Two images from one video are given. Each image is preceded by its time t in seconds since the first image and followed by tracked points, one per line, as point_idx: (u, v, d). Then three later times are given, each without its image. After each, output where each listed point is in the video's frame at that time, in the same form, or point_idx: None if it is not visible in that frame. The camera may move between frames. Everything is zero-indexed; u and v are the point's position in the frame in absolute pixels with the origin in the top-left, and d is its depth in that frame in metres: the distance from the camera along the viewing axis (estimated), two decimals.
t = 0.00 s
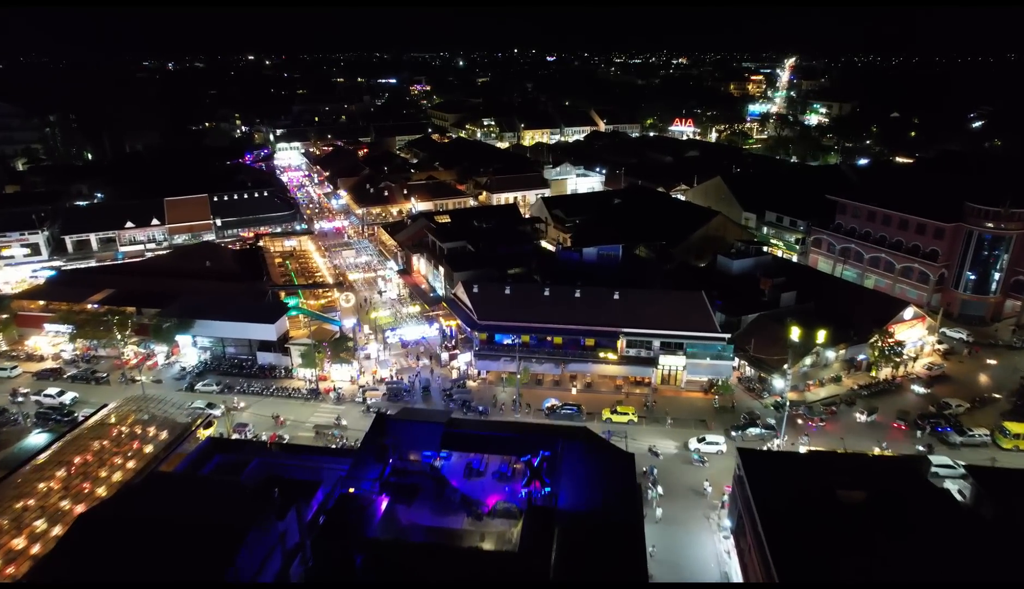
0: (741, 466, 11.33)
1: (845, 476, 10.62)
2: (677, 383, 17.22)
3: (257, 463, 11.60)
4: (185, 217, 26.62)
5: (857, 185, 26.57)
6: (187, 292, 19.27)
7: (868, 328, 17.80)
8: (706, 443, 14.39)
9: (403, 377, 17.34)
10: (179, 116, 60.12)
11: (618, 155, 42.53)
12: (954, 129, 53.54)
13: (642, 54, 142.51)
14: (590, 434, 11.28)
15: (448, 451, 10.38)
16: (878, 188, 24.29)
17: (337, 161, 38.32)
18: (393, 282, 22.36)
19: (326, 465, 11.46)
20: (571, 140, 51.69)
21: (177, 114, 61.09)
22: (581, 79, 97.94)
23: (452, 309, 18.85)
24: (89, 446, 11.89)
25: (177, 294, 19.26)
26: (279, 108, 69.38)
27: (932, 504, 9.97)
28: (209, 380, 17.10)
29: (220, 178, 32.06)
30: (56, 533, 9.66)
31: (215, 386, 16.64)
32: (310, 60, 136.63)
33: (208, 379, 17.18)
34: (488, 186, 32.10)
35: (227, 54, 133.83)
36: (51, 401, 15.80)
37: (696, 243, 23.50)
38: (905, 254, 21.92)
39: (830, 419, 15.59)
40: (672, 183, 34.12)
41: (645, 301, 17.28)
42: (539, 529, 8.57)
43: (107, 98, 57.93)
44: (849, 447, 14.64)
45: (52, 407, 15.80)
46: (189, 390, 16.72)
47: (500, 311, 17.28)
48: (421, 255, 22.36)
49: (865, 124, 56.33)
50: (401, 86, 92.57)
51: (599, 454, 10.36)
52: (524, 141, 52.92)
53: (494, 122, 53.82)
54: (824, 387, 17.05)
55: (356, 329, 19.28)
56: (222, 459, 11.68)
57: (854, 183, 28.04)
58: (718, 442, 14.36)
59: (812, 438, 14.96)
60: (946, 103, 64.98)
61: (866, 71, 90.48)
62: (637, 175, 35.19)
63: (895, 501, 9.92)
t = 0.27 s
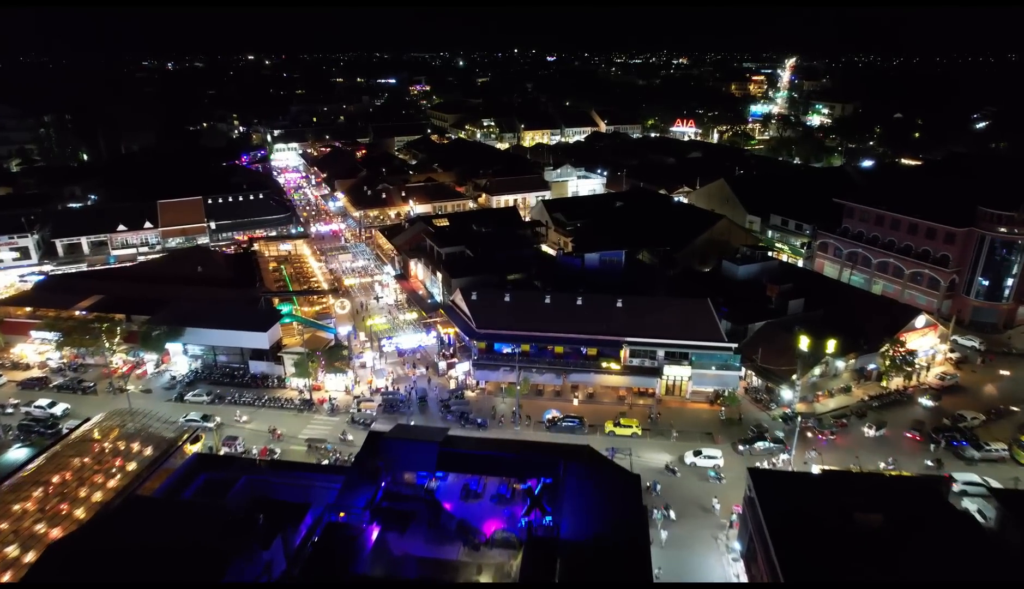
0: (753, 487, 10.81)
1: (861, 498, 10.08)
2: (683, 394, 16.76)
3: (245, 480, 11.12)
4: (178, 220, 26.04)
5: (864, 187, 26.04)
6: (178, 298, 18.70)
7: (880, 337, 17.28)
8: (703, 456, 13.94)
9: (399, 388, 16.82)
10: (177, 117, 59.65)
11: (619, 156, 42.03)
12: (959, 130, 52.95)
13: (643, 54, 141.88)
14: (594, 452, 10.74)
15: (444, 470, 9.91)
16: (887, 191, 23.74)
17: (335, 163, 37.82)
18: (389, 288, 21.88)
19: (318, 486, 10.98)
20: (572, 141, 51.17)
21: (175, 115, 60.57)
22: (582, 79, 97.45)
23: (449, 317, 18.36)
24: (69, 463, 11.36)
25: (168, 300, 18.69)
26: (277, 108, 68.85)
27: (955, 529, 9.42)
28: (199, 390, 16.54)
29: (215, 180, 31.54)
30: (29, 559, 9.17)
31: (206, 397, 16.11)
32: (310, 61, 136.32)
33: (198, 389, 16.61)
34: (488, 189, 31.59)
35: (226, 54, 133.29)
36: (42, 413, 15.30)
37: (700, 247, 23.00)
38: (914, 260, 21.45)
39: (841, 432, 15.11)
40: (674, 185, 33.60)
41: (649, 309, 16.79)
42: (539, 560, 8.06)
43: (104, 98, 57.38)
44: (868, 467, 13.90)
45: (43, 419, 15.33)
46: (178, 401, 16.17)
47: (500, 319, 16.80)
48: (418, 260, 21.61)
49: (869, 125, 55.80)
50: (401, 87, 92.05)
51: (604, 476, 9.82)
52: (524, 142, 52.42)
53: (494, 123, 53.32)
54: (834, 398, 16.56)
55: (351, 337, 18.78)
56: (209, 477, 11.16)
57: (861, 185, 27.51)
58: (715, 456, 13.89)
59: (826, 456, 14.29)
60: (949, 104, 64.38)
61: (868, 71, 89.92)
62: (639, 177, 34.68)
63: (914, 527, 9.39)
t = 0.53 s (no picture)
0: (765, 514, 10.26)
1: (881, 528, 9.49)
2: (690, 409, 16.30)
3: (231, 497, 10.49)
4: (175, 220, 25.53)
5: (876, 194, 25.39)
6: (170, 301, 18.16)
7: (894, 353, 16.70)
8: (697, 475, 13.40)
9: (396, 398, 16.27)
10: (180, 114, 59.28)
11: (625, 159, 41.43)
12: (970, 136, 52.14)
13: (649, 56, 141.09)
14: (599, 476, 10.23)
15: (440, 494, 9.46)
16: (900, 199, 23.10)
17: (337, 162, 37.33)
18: (389, 292, 21.36)
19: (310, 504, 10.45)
20: (577, 143, 50.56)
21: (178, 112, 60.20)
22: (588, 80, 96.82)
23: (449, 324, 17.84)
24: (47, 477, 10.80)
25: (160, 303, 18.15)
26: (281, 107, 68.43)
27: (984, 565, 8.75)
28: (190, 398, 15.98)
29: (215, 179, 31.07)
30: None
31: (197, 405, 15.57)
32: (315, 60, 136.12)
33: (189, 396, 16.06)
34: (491, 191, 31.05)
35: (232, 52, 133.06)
36: (32, 420, 14.75)
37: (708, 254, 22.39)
38: (928, 270, 20.88)
39: (854, 450, 14.62)
40: (680, 190, 33.00)
41: (655, 320, 16.26)
42: None
43: (106, 94, 57.03)
44: (884, 495, 13.21)
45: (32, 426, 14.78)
46: (168, 409, 15.62)
47: (502, 328, 16.29)
48: (419, 265, 21.13)
49: (878, 130, 55.03)
50: (406, 86, 91.60)
51: (611, 504, 9.28)
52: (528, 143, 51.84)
53: (498, 123, 52.76)
54: (846, 415, 16.07)
55: (348, 343, 18.23)
56: (195, 494, 10.64)
57: (873, 191, 26.84)
58: (710, 474, 13.37)
59: (838, 480, 13.66)
60: (960, 109, 63.50)
61: (877, 75, 89.03)
62: (644, 180, 34.09)
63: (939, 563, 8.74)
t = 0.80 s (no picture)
0: (781, 555, 9.71)
1: (909, 571, 8.87)
2: (699, 429, 15.72)
3: (217, 512, 9.86)
4: (178, 214, 25.10)
5: (896, 210, 24.67)
6: (167, 298, 17.66)
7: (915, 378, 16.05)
8: (695, 500, 12.88)
9: (395, 408, 15.74)
10: (190, 106, 59.03)
11: (637, 164, 40.80)
12: (988, 151, 51.17)
13: (663, 60, 140.12)
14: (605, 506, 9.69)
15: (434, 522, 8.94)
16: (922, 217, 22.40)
17: (345, 160, 36.90)
18: (392, 295, 20.86)
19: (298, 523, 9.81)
20: (588, 146, 49.92)
21: (188, 103, 59.94)
22: (601, 83, 96.08)
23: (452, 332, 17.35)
24: (23, 485, 10.27)
25: (156, 300, 17.64)
26: (291, 101, 68.12)
27: None
28: (182, 400, 15.46)
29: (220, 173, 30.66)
30: None
31: (188, 407, 15.05)
32: (328, 54, 135.93)
33: (181, 398, 15.55)
34: (500, 193, 30.50)
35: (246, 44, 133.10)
36: (26, 419, 14.26)
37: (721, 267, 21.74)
38: (949, 291, 20.18)
39: (871, 479, 14.01)
40: (693, 198, 32.37)
41: (665, 337, 15.92)
42: None
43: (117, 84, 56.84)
44: (901, 532, 12.42)
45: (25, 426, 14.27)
46: (159, 411, 15.12)
47: (508, 340, 15.78)
48: (423, 269, 20.71)
49: (895, 142, 54.13)
50: (418, 84, 91.16)
51: (616, 540, 8.69)
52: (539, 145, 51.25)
53: (509, 124, 52.20)
54: (862, 440, 15.41)
55: (348, 348, 17.68)
56: (178, 507, 10.11)
57: (892, 207, 26.12)
58: (707, 500, 12.83)
59: (856, 515, 12.89)
60: (978, 123, 62.45)
61: (894, 85, 87.92)
62: (656, 187, 33.46)
63: None
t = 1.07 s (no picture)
0: None
1: None
2: (714, 454, 15.01)
3: (204, 527, 9.32)
4: (187, 207, 24.77)
5: (925, 229, 23.76)
6: (169, 295, 17.24)
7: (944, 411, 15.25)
8: (695, 529, 12.29)
9: (398, 419, 15.16)
10: (208, 97, 59.02)
11: (656, 171, 40.05)
12: (1017, 169, 49.79)
13: (683, 66, 138.89)
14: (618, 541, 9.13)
15: (431, 554, 8.28)
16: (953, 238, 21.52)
17: (360, 158, 36.51)
18: (400, 299, 20.35)
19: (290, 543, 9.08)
20: (606, 151, 49.19)
21: (207, 95, 59.94)
22: (621, 87, 95.20)
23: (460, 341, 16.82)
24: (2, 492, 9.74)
25: (159, 296, 17.22)
26: (309, 96, 67.98)
27: None
28: (179, 401, 15.02)
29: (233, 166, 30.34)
30: None
31: (185, 410, 14.58)
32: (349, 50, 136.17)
33: (179, 399, 15.10)
34: (515, 197, 29.90)
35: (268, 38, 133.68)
36: (24, 417, 13.79)
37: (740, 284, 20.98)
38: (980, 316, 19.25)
39: (896, 515, 13.25)
40: (712, 209, 31.57)
41: (683, 357, 15.23)
42: None
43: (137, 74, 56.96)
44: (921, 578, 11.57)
45: (24, 424, 13.80)
46: (155, 413, 14.65)
47: (518, 354, 15.18)
48: (433, 274, 20.18)
49: (920, 157, 52.89)
50: (436, 82, 90.82)
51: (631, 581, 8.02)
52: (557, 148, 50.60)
53: (527, 126, 51.60)
54: (887, 473, 14.57)
55: (352, 354, 17.15)
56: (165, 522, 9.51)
57: (920, 225, 25.19)
58: (708, 530, 12.21)
59: (881, 559, 12.05)
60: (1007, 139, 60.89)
61: (920, 98, 86.22)
62: (675, 197, 32.71)
63: None
